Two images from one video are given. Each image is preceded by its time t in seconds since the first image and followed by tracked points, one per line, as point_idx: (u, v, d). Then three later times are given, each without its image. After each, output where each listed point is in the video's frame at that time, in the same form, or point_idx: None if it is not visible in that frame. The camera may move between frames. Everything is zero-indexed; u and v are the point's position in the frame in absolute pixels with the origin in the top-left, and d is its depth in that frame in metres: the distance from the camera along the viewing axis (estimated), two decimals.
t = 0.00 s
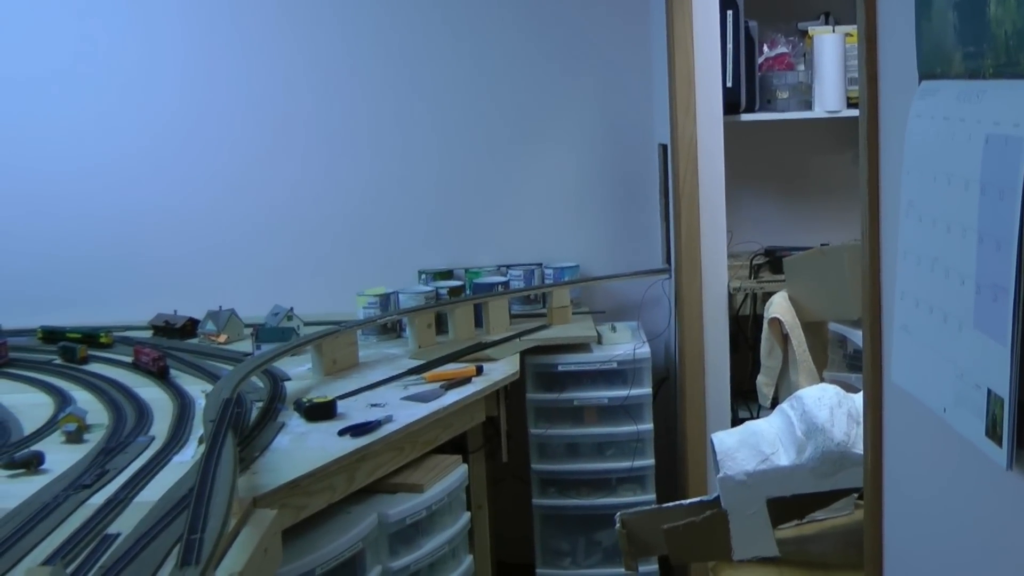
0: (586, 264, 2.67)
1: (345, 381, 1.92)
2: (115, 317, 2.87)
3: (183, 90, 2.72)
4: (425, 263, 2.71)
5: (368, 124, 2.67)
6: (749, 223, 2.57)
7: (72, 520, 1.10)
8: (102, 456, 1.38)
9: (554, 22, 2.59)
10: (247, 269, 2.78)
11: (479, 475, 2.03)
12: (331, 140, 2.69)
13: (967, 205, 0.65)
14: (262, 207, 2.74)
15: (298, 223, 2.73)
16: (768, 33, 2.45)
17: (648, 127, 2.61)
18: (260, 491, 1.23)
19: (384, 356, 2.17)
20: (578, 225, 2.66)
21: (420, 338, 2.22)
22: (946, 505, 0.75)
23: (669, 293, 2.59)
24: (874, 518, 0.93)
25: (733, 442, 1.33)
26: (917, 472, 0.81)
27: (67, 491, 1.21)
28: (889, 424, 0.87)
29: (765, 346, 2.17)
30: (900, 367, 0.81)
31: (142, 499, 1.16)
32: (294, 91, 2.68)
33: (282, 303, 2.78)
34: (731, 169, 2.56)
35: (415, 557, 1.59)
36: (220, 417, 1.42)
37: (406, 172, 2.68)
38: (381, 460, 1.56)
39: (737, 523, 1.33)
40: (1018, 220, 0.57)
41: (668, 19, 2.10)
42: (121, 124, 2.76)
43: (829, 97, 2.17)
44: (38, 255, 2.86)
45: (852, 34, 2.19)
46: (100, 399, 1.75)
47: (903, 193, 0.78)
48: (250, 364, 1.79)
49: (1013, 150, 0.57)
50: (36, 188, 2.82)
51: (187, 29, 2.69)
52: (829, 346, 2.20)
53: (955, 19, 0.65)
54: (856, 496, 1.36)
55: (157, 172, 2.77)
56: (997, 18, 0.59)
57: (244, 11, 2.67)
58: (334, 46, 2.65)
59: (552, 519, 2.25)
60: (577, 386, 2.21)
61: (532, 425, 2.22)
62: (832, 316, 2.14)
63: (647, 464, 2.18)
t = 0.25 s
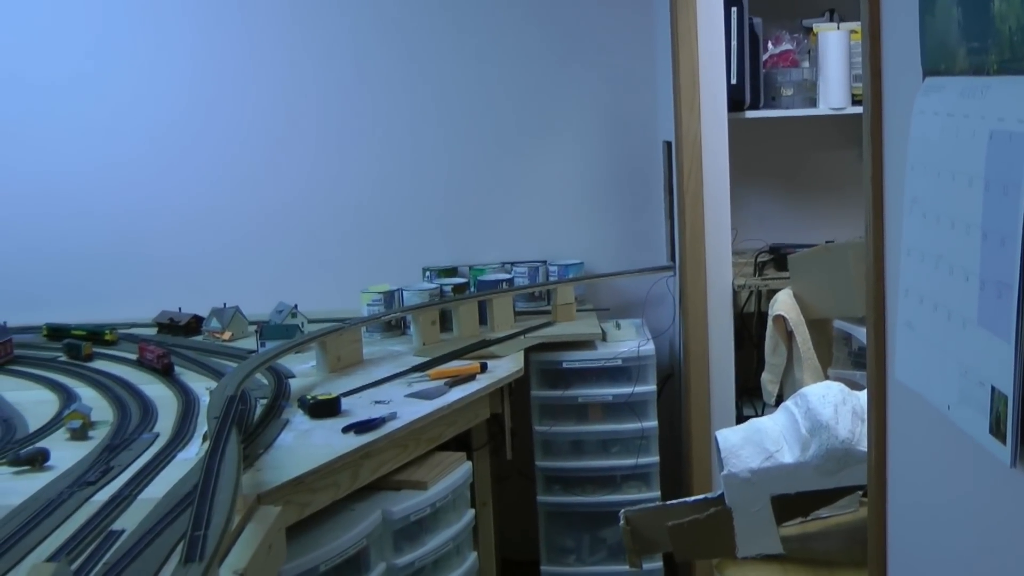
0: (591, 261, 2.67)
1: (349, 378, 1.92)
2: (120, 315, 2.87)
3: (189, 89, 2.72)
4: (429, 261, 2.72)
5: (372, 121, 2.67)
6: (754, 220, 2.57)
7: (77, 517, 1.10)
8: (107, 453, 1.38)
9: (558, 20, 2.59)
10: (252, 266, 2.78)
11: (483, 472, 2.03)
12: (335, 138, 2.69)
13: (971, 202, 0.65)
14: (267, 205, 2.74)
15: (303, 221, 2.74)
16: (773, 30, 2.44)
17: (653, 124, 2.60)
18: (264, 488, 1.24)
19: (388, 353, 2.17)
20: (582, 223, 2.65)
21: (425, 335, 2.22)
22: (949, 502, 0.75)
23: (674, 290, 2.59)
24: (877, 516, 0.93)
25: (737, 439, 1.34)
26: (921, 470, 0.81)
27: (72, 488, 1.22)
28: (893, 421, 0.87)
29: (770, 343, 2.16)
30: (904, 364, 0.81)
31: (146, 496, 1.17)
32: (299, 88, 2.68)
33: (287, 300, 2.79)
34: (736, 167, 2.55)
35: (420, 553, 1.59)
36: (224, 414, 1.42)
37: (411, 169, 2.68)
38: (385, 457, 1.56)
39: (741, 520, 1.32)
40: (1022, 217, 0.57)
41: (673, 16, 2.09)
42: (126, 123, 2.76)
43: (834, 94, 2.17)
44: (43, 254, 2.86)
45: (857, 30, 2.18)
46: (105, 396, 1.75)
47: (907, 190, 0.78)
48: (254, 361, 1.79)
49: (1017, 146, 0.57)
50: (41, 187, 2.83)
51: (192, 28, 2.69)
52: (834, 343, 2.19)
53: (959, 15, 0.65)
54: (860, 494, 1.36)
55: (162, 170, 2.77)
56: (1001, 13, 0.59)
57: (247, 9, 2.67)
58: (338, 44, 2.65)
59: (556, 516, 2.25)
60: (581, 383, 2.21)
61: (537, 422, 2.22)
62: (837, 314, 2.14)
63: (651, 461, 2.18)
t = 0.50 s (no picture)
0: (595, 259, 2.67)
1: (353, 375, 1.92)
2: (125, 312, 2.88)
3: (194, 88, 2.73)
4: (433, 258, 2.72)
5: (376, 119, 2.68)
6: (758, 217, 2.56)
7: (83, 514, 1.11)
8: (112, 450, 1.39)
9: (562, 17, 2.59)
10: (256, 263, 2.78)
11: (488, 469, 2.03)
12: (339, 136, 2.69)
13: (975, 200, 0.65)
14: (271, 203, 2.75)
15: (307, 219, 2.74)
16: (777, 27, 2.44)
17: (657, 121, 2.60)
18: (268, 485, 1.24)
19: (392, 350, 2.17)
20: (587, 220, 2.65)
21: (429, 332, 2.22)
22: (954, 499, 0.75)
23: (678, 287, 2.59)
24: (881, 513, 0.93)
25: (740, 436, 1.33)
26: (925, 468, 0.80)
27: (77, 485, 1.22)
28: (898, 419, 0.87)
29: (774, 340, 2.16)
30: (909, 362, 0.81)
31: (151, 493, 1.17)
32: (303, 86, 2.69)
33: (292, 297, 2.79)
34: (741, 164, 2.55)
35: (424, 550, 1.59)
36: (228, 412, 1.42)
37: (415, 166, 2.68)
38: (389, 454, 1.57)
39: (746, 518, 1.32)
40: None
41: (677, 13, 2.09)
42: (132, 121, 2.77)
43: (838, 91, 2.16)
44: (49, 251, 2.87)
45: (861, 27, 2.18)
46: (110, 394, 1.76)
47: (911, 187, 0.78)
48: (259, 359, 1.80)
49: (1021, 145, 0.57)
50: (46, 185, 2.83)
51: (196, 27, 2.70)
52: (838, 341, 2.19)
53: (963, 13, 0.65)
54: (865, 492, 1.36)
55: (167, 168, 2.77)
56: (1005, 11, 0.59)
57: (251, 8, 2.67)
58: (342, 42, 2.65)
59: (560, 513, 2.25)
60: (586, 380, 2.22)
61: (541, 419, 2.22)
62: (842, 311, 2.13)
63: (656, 459, 2.18)
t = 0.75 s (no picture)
0: (599, 256, 2.67)
1: (358, 372, 1.93)
2: (129, 309, 2.89)
3: (199, 86, 2.73)
4: (437, 255, 2.72)
5: (380, 116, 2.68)
6: (763, 214, 2.56)
7: (87, 511, 1.11)
8: (116, 447, 1.39)
9: (566, 14, 2.59)
10: (260, 261, 2.79)
11: (492, 467, 2.03)
12: (344, 133, 2.69)
13: (979, 197, 0.65)
14: (276, 201, 2.75)
15: (312, 216, 2.74)
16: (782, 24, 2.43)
17: (661, 119, 2.59)
18: (272, 482, 1.24)
19: (397, 347, 2.18)
20: (591, 218, 2.65)
21: (433, 330, 2.22)
22: (957, 497, 0.75)
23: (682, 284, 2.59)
24: (885, 511, 0.93)
25: (745, 434, 1.33)
26: (929, 465, 0.80)
27: (81, 482, 1.22)
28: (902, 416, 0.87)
29: (778, 338, 2.16)
30: (913, 359, 0.81)
31: (155, 490, 1.17)
32: (307, 84, 2.69)
33: (296, 295, 2.79)
34: (745, 161, 2.54)
35: (428, 547, 1.59)
36: (233, 409, 1.43)
37: (419, 164, 2.68)
38: (393, 451, 1.57)
39: (750, 516, 1.31)
40: None
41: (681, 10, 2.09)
42: (136, 120, 2.78)
43: (843, 88, 2.16)
44: (54, 249, 2.88)
45: (866, 24, 2.17)
46: (114, 391, 1.77)
47: (915, 184, 0.78)
48: (263, 356, 1.80)
49: None
50: (50, 183, 2.84)
51: (201, 26, 2.70)
52: (843, 338, 2.18)
53: (967, 10, 0.65)
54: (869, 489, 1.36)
55: (172, 166, 2.78)
56: (1010, 8, 0.58)
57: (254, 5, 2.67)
58: (346, 39, 2.66)
59: (564, 511, 2.25)
60: (590, 377, 2.22)
61: (545, 416, 2.22)
62: (846, 308, 2.13)
63: (660, 456, 2.18)
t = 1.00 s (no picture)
0: (603, 253, 2.66)
1: (362, 370, 1.93)
2: (133, 307, 2.89)
3: (202, 83, 2.73)
4: (441, 252, 2.72)
5: (384, 113, 2.68)
6: (766, 211, 2.55)
7: (92, 508, 1.12)
8: (120, 444, 1.40)
9: (570, 11, 2.58)
10: (264, 258, 2.79)
11: (496, 464, 2.03)
12: (348, 130, 2.70)
13: (983, 195, 0.65)
14: (280, 198, 2.75)
15: (315, 214, 2.75)
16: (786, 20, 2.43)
17: (665, 116, 2.59)
18: (276, 479, 1.24)
19: (400, 345, 2.18)
20: (595, 214, 2.65)
21: (437, 327, 2.22)
22: (960, 495, 0.75)
23: (686, 281, 2.58)
24: (889, 510, 0.93)
25: (749, 431, 1.33)
26: (933, 463, 0.80)
27: (86, 479, 1.23)
28: (905, 414, 0.87)
29: (782, 335, 2.16)
30: (917, 357, 0.81)
31: (159, 487, 1.18)
32: (311, 81, 2.69)
33: (299, 292, 2.80)
34: (749, 158, 2.54)
35: (432, 545, 1.60)
36: (236, 406, 1.43)
37: (423, 161, 2.68)
38: (397, 448, 1.57)
39: (754, 513, 1.31)
40: None
41: (686, 8, 2.08)
42: (141, 116, 2.78)
43: (847, 85, 2.15)
44: (58, 246, 2.88)
45: (870, 21, 2.17)
46: (118, 388, 1.77)
47: (920, 182, 0.77)
48: (267, 353, 1.80)
49: None
50: (55, 180, 2.85)
51: (204, 22, 2.70)
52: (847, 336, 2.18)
53: (972, 7, 0.65)
54: (873, 486, 1.36)
55: (176, 163, 2.78)
56: (1014, 6, 0.58)
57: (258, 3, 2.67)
58: (350, 36, 2.65)
59: (568, 508, 2.25)
60: (593, 374, 2.22)
61: (549, 414, 2.23)
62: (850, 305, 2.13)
63: (664, 453, 2.18)
